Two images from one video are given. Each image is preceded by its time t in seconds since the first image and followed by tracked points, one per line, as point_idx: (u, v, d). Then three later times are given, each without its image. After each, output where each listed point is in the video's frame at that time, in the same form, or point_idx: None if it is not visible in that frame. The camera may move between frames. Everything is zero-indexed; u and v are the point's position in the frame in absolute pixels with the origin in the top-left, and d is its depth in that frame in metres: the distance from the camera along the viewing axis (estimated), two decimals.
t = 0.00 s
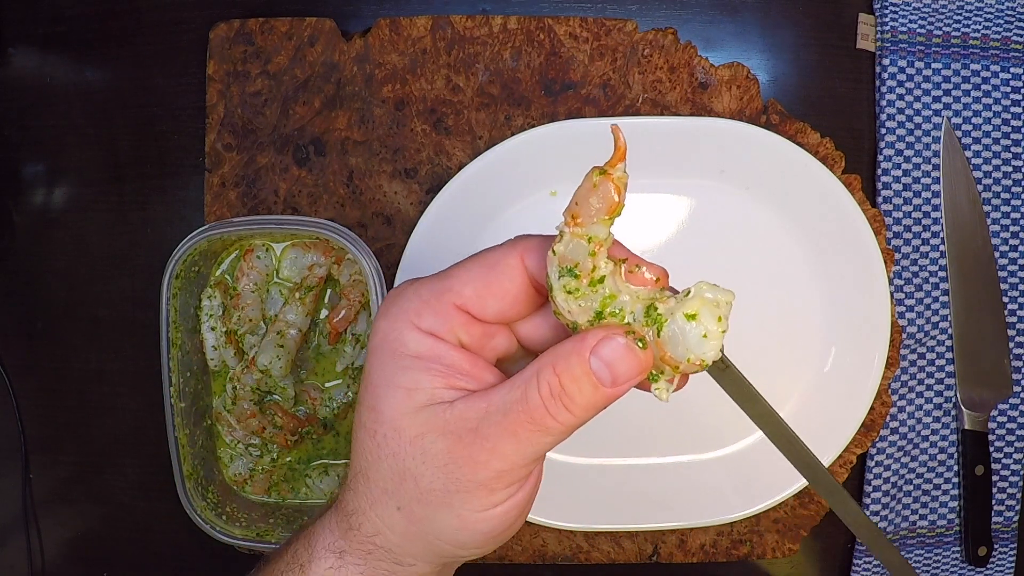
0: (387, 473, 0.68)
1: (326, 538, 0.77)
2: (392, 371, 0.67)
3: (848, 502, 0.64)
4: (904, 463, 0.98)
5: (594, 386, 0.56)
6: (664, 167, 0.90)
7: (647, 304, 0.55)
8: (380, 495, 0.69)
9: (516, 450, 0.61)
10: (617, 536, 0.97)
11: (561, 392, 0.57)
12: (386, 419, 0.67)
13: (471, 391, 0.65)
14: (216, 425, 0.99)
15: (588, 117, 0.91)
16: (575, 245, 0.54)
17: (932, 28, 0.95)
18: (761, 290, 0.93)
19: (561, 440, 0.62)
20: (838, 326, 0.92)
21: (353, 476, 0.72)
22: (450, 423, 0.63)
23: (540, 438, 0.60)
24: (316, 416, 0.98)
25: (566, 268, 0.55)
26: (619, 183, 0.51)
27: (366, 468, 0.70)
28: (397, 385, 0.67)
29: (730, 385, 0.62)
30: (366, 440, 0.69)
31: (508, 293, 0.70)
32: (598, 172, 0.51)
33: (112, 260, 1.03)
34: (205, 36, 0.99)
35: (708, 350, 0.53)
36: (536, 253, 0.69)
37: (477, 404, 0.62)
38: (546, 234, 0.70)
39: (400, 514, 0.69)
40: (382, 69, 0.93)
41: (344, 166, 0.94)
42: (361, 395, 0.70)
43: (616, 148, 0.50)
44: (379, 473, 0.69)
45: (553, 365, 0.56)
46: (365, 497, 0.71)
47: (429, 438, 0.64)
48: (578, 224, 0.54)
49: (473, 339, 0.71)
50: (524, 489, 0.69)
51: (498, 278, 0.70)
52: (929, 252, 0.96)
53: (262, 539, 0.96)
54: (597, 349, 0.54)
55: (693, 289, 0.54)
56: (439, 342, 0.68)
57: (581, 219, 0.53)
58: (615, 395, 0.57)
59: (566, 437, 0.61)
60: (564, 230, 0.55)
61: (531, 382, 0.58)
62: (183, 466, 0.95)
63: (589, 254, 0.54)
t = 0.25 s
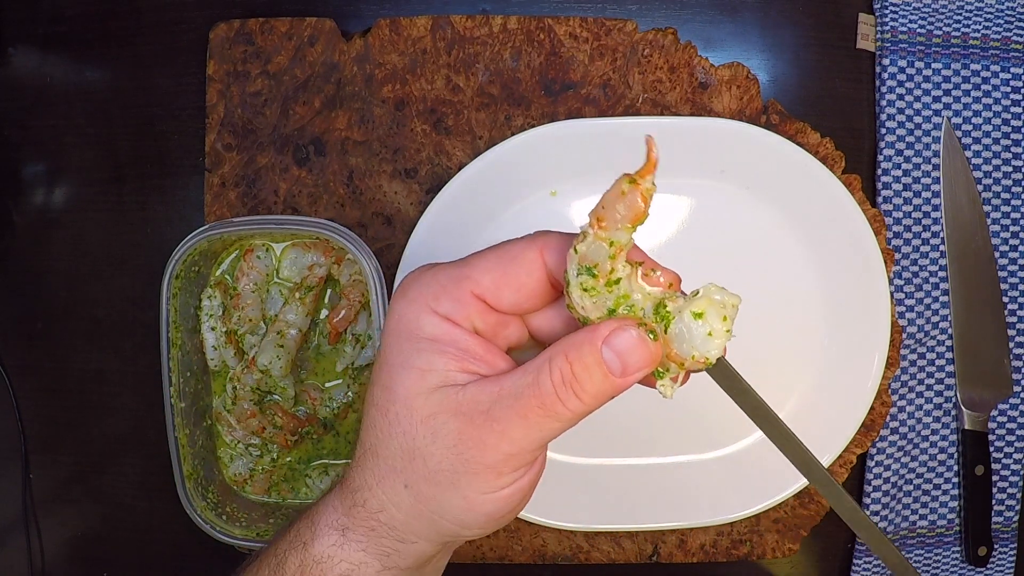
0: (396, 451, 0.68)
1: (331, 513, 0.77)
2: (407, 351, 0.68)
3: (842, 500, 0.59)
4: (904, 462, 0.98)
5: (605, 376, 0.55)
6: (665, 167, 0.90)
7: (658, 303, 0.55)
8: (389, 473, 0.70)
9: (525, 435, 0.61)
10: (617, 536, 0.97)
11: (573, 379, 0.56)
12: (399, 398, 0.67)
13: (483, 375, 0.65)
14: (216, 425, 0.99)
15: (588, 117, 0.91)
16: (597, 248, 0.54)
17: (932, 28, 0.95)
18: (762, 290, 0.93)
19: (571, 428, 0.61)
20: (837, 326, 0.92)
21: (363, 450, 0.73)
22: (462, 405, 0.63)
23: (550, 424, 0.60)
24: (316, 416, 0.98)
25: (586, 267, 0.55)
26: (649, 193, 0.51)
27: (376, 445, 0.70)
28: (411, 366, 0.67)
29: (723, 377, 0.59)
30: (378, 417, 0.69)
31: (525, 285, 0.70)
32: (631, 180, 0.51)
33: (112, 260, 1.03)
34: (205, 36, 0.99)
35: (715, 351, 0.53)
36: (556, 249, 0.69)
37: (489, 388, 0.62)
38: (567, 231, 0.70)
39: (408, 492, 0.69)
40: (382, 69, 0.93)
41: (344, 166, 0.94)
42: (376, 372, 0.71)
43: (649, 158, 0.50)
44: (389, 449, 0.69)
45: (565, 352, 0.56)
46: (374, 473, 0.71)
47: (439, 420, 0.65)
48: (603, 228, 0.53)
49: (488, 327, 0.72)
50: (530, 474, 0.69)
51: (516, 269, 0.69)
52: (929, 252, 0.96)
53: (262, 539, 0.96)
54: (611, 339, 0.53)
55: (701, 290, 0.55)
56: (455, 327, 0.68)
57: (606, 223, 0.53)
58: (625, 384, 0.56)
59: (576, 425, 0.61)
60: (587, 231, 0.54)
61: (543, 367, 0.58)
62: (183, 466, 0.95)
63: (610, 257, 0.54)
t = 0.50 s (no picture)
0: (405, 448, 0.68)
1: (332, 508, 0.77)
2: (416, 351, 0.67)
3: (843, 498, 0.61)
4: (904, 462, 0.98)
5: (615, 376, 0.57)
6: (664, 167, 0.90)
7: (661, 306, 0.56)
8: (397, 469, 0.70)
9: (538, 433, 0.62)
10: (617, 536, 0.97)
11: (584, 380, 0.58)
12: (409, 397, 0.67)
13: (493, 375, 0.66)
14: (216, 425, 0.99)
15: (588, 117, 0.91)
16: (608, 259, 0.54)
17: (932, 28, 0.95)
18: (762, 290, 0.93)
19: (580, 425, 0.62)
20: (837, 326, 0.92)
21: (369, 446, 0.72)
22: (474, 403, 0.64)
23: (561, 422, 0.61)
24: (316, 416, 0.98)
25: (596, 279, 0.55)
26: (664, 212, 0.50)
27: (385, 443, 0.70)
28: (421, 366, 0.67)
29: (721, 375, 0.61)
30: (387, 416, 0.69)
31: (532, 288, 0.69)
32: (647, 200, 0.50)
33: (112, 260, 1.03)
34: (205, 36, 0.99)
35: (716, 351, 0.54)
36: (563, 252, 0.68)
37: (501, 388, 0.62)
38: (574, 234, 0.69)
39: (417, 488, 0.69)
40: (382, 69, 0.93)
41: (344, 166, 0.94)
42: (383, 370, 0.70)
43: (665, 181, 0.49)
44: (397, 445, 0.69)
45: (576, 355, 0.57)
46: (382, 471, 0.71)
47: (451, 418, 0.65)
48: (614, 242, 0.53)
49: (494, 328, 0.71)
50: (538, 469, 0.70)
51: (524, 271, 0.69)
52: (929, 252, 0.96)
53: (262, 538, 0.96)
54: (620, 340, 0.55)
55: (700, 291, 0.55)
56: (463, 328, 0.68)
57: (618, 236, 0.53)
58: (631, 385, 0.58)
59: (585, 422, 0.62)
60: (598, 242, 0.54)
61: (556, 368, 0.59)
62: (183, 466, 0.96)
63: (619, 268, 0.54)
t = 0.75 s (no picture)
0: (399, 422, 0.68)
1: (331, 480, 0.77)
2: (420, 325, 0.68)
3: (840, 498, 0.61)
4: (904, 462, 0.98)
5: (600, 360, 0.56)
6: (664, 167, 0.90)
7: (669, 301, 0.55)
8: (389, 442, 0.70)
9: (521, 412, 0.61)
10: (617, 536, 0.97)
11: (568, 362, 0.57)
12: (407, 369, 0.67)
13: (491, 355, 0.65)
14: (216, 425, 0.99)
15: (588, 117, 0.91)
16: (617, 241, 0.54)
17: (932, 28, 0.95)
18: (762, 290, 0.93)
19: (568, 409, 0.62)
20: (837, 325, 0.93)
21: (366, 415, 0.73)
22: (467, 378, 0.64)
23: (546, 404, 0.60)
24: (316, 416, 0.98)
25: (607, 256, 0.55)
26: (672, 188, 0.50)
27: (381, 415, 0.70)
28: (423, 339, 0.67)
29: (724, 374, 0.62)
30: (385, 387, 0.69)
31: (545, 275, 0.70)
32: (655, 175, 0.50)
33: (112, 260, 1.03)
34: (205, 36, 0.99)
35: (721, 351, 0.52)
36: (578, 243, 0.68)
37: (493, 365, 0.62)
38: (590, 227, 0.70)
39: (407, 461, 0.69)
40: (382, 69, 0.93)
41: (344, 166, 0.94)
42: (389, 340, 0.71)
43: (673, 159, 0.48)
44: (390, 416, 0.69)
45: (563, 336, 0.56)
46: (377, 443, 0.71)
47: (443, 393, 0.65)
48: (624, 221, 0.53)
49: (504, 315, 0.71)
50: (528, 453, 0.69)
51: (537, 259, 0.69)
52: (929, 252, 0.96)
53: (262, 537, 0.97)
54: (606, 325, 0.55)
55: (712, 295, 0.54)
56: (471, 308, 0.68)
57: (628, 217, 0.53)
58: (617, 372, 0.57)
59: (572, 406, 0.61)
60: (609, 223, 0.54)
61: (543, 347, 0.58)
62: (183, 466, 0.96)
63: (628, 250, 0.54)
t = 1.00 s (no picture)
0: (386, 394, 0.68)
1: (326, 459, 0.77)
2: (398, 298, 0.68)
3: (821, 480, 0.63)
4: (904, 462, 0.98)
5: (580, 306, 0.56)
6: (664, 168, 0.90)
7: (671, 299, 0.60)
8: (380, 416, 0.70)
9: (507, 369, 0.61)
10: (617, 536, 0.97)
11: (549, 312, 0.57)
12: (390, 340, 0.67)
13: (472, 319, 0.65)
14: (216, 425, 0.99)
15: (588, 117, 0.91)
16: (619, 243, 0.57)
17: (932, 28, 0.95)
18: (764, 289, 0.93)
19: (553, 360, 0.61)
20: (837, 325, 0.93)
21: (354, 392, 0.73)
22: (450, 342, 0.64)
23: (531, 359, 0.60)
24: (316, 416, 0.98)
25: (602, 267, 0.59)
26: (662, 219, 0.53)
27: (369, 390, 0.70)
28: (403, 311, 0.67)
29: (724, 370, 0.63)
30: (371, 362, 0.69)
31: (515, 244, 0.70)
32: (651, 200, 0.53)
33: (112, 260, 1.03)
34: (205, 36, 0.99)
35: (721, 347, 0.56)
36: (549, 208, 0.69)
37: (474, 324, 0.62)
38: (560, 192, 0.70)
39: (398, 432, 0.69)
40: (382, 69, 0.93)
41: (344, 166, 0.94)
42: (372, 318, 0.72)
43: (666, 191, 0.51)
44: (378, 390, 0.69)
45: (542, 287, 0.56)
46: (367, 419, 0.71)
47: (426, 358, 0.65)
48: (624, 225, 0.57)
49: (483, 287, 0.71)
50: (518, 415, 0.68)
51: (508, 226, 0.69)
52: (929, 253, 0.96)
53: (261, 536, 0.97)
54: (581, 270, 0.55)
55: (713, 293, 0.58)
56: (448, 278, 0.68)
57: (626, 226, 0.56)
58: (598, 319, 0.57)
59: (557, 357, 0.61)
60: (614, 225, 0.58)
61: (523, 304, 0.58)
62: (183, 466, 0.95)
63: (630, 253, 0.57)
